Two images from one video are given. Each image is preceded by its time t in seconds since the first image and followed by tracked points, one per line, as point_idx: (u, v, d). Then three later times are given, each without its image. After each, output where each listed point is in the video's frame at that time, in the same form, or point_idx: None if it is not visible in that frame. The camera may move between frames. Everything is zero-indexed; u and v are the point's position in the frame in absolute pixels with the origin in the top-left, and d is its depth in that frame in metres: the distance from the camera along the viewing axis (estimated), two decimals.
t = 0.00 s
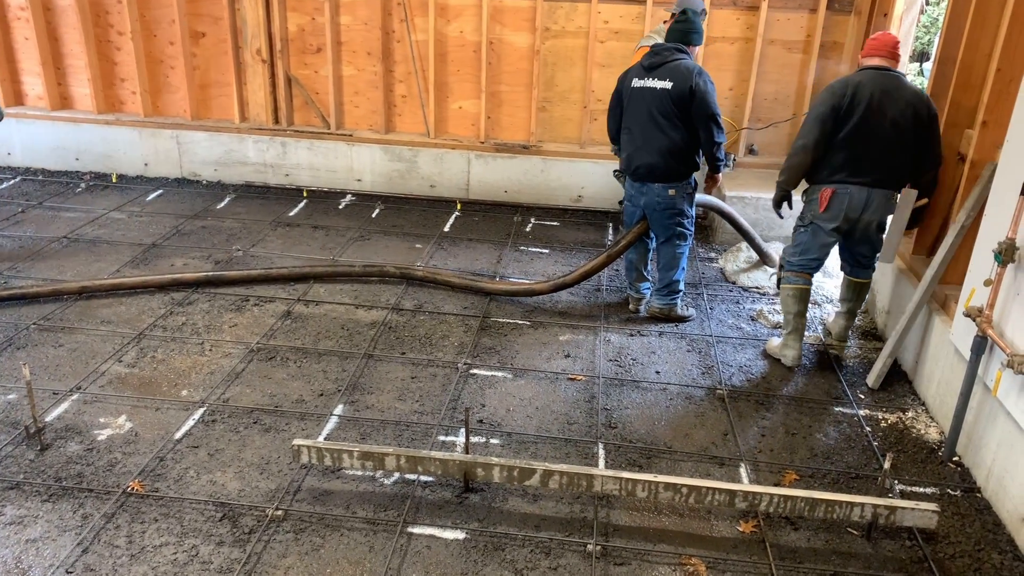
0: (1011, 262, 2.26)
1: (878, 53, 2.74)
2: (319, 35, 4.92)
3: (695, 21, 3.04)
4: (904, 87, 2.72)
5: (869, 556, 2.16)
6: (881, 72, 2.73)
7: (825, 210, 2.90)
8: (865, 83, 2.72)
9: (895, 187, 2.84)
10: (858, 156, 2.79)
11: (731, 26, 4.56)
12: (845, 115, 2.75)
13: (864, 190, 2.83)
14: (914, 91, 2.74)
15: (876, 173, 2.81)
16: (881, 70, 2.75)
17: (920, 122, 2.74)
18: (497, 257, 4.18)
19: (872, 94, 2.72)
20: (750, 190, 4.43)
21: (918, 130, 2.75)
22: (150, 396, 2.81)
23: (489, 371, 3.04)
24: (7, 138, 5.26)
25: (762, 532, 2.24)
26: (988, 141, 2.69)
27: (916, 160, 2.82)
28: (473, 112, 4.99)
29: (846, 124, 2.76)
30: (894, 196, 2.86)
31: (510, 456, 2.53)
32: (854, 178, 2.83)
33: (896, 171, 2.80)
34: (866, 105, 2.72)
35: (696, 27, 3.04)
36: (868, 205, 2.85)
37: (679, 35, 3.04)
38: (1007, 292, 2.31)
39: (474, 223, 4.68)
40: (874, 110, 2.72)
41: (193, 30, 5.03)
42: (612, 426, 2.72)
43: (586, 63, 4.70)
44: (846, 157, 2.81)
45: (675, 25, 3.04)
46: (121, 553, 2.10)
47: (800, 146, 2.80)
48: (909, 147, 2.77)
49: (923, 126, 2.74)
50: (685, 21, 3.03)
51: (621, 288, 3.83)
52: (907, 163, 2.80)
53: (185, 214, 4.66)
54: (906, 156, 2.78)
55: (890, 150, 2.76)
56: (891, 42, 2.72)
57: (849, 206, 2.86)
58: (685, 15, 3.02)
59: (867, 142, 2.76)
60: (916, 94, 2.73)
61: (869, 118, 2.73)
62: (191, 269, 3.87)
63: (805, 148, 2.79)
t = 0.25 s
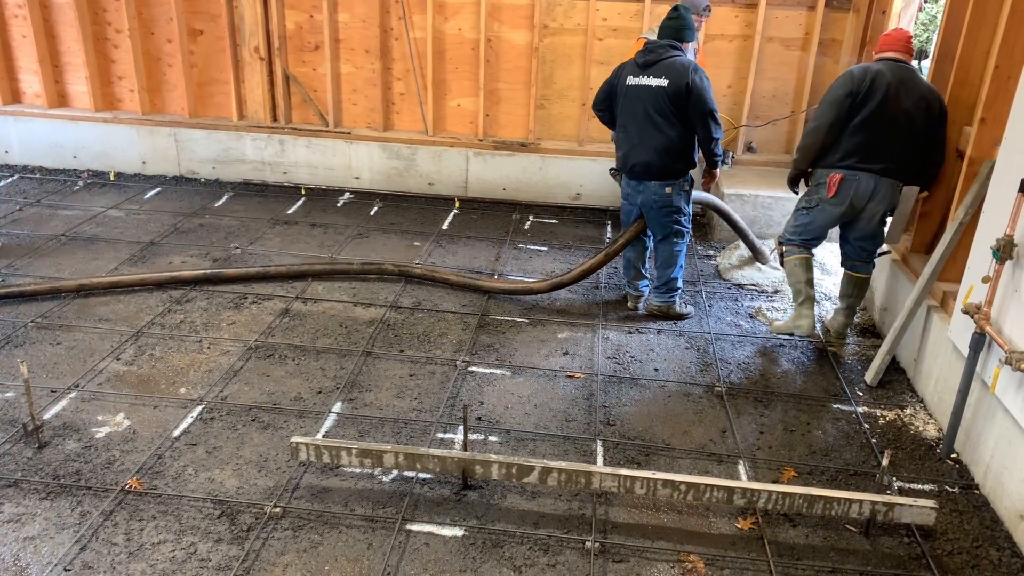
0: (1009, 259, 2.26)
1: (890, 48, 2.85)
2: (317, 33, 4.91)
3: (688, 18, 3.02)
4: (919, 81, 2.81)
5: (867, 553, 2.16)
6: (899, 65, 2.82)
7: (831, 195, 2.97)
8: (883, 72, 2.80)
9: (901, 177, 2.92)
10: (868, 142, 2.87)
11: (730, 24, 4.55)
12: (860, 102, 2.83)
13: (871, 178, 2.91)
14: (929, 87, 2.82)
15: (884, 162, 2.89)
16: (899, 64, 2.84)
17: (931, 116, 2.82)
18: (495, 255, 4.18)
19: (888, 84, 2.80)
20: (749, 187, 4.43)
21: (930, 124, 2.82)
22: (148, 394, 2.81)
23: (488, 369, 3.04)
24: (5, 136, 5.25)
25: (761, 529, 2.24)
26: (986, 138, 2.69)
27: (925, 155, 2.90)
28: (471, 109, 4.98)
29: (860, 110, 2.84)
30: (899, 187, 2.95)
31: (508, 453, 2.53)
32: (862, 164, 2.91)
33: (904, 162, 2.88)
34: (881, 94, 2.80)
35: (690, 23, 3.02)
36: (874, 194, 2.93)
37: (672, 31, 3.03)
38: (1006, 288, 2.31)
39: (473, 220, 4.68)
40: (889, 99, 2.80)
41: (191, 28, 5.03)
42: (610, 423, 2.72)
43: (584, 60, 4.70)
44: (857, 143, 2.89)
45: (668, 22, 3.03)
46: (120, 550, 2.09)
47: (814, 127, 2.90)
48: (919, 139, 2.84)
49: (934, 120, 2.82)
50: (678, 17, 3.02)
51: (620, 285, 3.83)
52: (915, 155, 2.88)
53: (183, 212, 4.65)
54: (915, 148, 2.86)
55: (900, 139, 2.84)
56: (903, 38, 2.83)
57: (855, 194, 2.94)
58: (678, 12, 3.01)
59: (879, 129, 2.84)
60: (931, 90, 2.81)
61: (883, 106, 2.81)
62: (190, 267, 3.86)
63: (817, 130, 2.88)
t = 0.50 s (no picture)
0: (1007, 256, 2.26)
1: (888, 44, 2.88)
2: (316, 31, 4.91)
3: (685, 16, 3.03)
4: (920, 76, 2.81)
5: (866, 550, 2.17)
6: (901, 59, 2.83)
7: (831, 187, 2.99)
8: (884, 66, 2.80)
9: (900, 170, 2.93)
10: (869, 134, 2.87)
11: (729, 21, 4.55)
12: (861, 95, 2.83)
13: (870, 170, 2.92)
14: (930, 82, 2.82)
15: (884, 155, 2.89)
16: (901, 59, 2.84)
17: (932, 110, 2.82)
18: (494, 253, 4.18)
19: (889, 78, 2.80)
20: (748, 185, 4.43)
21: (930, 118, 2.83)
22: (147, 392, 2.81)
23: (487, 367, 3.04)
24: (4, 134, 5.25)
25: (760, 526, 2.24)
26: (985, 135, 2.69)
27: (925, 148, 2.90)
28: (470, 107, 4.98)
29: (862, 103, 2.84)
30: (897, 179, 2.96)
31: (508, 451, 2.54)
32: (862, 157, 2.92)
33: (904, 155, 2.89)
34: (882, 88, 2.80)
35: (687, 21, 3.03)
36: (873, 186, 2.95)
37: (670, 29, 3.03)
38: (1004, 285, 2.31)
39: (472, 218, 4.68)
40: (890, 93, 2.80)
41: (189, 26, 5.02)
42: (609, 421, 2.72)
43: (584, 58, 4.69)
44: (858, 135, 2.89)
45: (666, 20, 3.03)
46: (120, 548, 2.10)
47: (815, 120, 2.90)
48: (919, 133, 2.85)
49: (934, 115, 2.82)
50: (676, 15, 3.02)
51: (619, 283, 3.83)
52: (915, 149, 2.89)
53: (182, 210, 4.65)
54: (915, 142, 2.86)
55: (900, 132, 2.84)
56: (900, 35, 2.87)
57: (855, 185, 2.96)
58: (675, 10, 3.01)
59: (880, 122, 2.84)
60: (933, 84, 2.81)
61: (884, 100, 2.81)
62: (189, 265, 3.86)
63: (818, 122, 2.88)
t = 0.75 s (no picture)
0: (1008, 253, 2.26)
1: (876, 37, 2.94)
2: (316, 28, 4.91)
3: (689, 14, 3.02)
4: (899, 69, 2.88)
5: (866, 547, 2.17)
6: (881, 54, 2.90)
7: (820, 183, 3.08)
8: (862, 63, 2.89)
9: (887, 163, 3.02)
10: (853, 132, 2.96)
11: (729, 19, 4.55)
12: (842, 93, 2.92)
13: (857, 165, 3.01)
14: (911, 74, 2.88)
15: (869, 150, 2.98)
16: (881, 53, 2.92)
17: (915, 103, 2.88)
18: (495, 250, 4.18)
19: (868, 75, 2.88)
20: (748, 182, 4.42)
21: (913, 111, 2.90)
22: (148, 390, 2.81)
23: (487, 364, 3.04)
24: (4, 132, 5.25)
25: (760, 523, 2.25)
26: (985, 132, 2.68)
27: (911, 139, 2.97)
28: (471, 105, 4.97)
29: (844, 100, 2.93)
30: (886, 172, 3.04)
31: (508, 449, 2.54)
32: (848, 153, 3.01)
33: (888, 148, 2.98)
34: (862, 84, 2.88)
35: (690, 19, 3.02)
36: (861, 180, 3.03)
37: (673, 28, 3.02)
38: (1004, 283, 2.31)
39: (472, 216, 4.68)
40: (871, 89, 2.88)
41: (189, 24, 5.02)
42: (610, 418, 2.72)
43: (584, 55, 4.69)
44: (842, 133, 2.98)
45: (669, 18, 3.02)
46: (120, 546, 2.10)
47: (800, 121, 3.00)
48: (903, 125, 2.92)
49: (915, 107, 2.89)
50: (679, 13, 3.01)
51: (619, 281, 3.83)
52: (900, 141, 2.97)
53: (182, 208, 4.65)
54: (899, 135, 2.95)
55: (884, 127, 2.93)
56: (888, 28, 2.92)
57: (844, 181, 3.04)
58: (678, 8, 3.00)
59: (863, 119, 2.93)
60: (913, 76, 2.87)
61: (865, 96, 2.89)
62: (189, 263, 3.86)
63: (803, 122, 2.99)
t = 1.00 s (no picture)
0: (1009, 251, 2.26)
1: (848, 30, 3.04)
2: (316, 26, 4.90)
3: (698, 13, 3.00)
4: (870, 62, 3.00)
5: (867, 545, 2.17)
6: (850, 50, 3.02)
7: (806, 178, 3.22)
8: (832, 65, 3.02)
9: (871, 155, 3.14)
10: (832, 130, 3.11)
11: (730, 16, 4.54)
12: (818, 95, 3.06)
13: (840, 161, 3.14)
14: (882, 65, 2.99)
15: (852, 144, 3.12)
16: (852, 47, 3.04)
17: (889, 93, 3.00)
18: (495, 248, 4.18)
19: (839, 74, 3.01)
20: (748, 180, 4.43)
21: (888, 101, 3.02)
22: (149, 388, 2.81)
23: (488, 363, 3.04)
24: (5, 130, 5.25)
25: (760, 521, 2.25)
26: (986, 129, 2.68)
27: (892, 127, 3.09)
28: (471, 102, 4.97)
29: (820, 101, 3.07)
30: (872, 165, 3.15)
31: (509, 446, 2.54)
32: (829, 150, 3.15)
33: (870, 141, 3.10)
34: (835, 82, 3.02)
35: (700, 19, 3.00)
36: (845, 176, 3.15)
37: (682, 27, 3.00)
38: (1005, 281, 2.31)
39: (472, 214, 4.68)
40: (844, 86, 3.02)
41: (190, 22, 5.01)
42: (610, 416, 2.72)
43: (584, 53, 4.69)
44: (822, 132, 3.13)
45: (678, 16, 2.99)
46: (121, 544, 2.10)
47: (782, 126, 3.16)
48: (881, 116, 3.05)
49: (891, 97, 3.01)
50: (689, 12, 2.99)
51: (620, 279, 3.83)
52: (881, 132, 3.08)
53: (183, 206, 4.65)
54: (879, 127, 3.07)
55: (863, 121, 3.05)
56: (859, 19, 3.01)
57: (828, 176, 3.16)
58: (688, 6, 2.97)
59: (841, 116, 3.07)
60: (885, 66, 2.99)
61: (839, 94, 3.03)
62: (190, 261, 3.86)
63: (785, 125, 3.14)
